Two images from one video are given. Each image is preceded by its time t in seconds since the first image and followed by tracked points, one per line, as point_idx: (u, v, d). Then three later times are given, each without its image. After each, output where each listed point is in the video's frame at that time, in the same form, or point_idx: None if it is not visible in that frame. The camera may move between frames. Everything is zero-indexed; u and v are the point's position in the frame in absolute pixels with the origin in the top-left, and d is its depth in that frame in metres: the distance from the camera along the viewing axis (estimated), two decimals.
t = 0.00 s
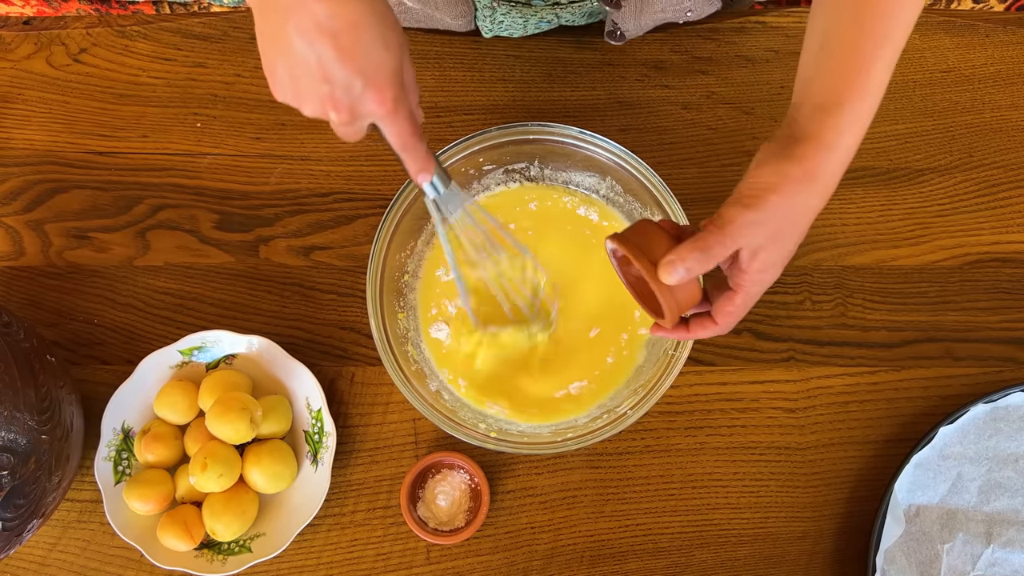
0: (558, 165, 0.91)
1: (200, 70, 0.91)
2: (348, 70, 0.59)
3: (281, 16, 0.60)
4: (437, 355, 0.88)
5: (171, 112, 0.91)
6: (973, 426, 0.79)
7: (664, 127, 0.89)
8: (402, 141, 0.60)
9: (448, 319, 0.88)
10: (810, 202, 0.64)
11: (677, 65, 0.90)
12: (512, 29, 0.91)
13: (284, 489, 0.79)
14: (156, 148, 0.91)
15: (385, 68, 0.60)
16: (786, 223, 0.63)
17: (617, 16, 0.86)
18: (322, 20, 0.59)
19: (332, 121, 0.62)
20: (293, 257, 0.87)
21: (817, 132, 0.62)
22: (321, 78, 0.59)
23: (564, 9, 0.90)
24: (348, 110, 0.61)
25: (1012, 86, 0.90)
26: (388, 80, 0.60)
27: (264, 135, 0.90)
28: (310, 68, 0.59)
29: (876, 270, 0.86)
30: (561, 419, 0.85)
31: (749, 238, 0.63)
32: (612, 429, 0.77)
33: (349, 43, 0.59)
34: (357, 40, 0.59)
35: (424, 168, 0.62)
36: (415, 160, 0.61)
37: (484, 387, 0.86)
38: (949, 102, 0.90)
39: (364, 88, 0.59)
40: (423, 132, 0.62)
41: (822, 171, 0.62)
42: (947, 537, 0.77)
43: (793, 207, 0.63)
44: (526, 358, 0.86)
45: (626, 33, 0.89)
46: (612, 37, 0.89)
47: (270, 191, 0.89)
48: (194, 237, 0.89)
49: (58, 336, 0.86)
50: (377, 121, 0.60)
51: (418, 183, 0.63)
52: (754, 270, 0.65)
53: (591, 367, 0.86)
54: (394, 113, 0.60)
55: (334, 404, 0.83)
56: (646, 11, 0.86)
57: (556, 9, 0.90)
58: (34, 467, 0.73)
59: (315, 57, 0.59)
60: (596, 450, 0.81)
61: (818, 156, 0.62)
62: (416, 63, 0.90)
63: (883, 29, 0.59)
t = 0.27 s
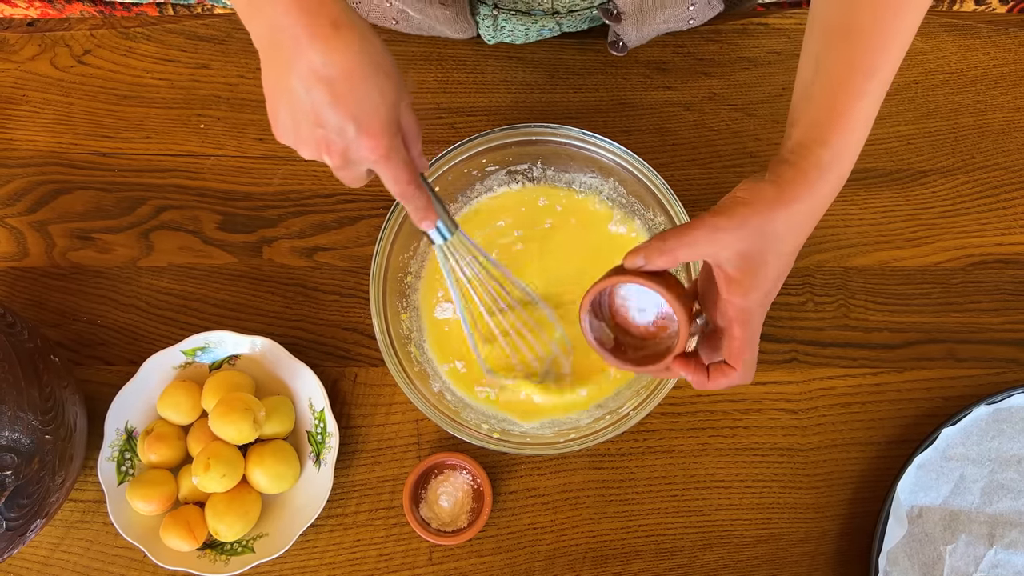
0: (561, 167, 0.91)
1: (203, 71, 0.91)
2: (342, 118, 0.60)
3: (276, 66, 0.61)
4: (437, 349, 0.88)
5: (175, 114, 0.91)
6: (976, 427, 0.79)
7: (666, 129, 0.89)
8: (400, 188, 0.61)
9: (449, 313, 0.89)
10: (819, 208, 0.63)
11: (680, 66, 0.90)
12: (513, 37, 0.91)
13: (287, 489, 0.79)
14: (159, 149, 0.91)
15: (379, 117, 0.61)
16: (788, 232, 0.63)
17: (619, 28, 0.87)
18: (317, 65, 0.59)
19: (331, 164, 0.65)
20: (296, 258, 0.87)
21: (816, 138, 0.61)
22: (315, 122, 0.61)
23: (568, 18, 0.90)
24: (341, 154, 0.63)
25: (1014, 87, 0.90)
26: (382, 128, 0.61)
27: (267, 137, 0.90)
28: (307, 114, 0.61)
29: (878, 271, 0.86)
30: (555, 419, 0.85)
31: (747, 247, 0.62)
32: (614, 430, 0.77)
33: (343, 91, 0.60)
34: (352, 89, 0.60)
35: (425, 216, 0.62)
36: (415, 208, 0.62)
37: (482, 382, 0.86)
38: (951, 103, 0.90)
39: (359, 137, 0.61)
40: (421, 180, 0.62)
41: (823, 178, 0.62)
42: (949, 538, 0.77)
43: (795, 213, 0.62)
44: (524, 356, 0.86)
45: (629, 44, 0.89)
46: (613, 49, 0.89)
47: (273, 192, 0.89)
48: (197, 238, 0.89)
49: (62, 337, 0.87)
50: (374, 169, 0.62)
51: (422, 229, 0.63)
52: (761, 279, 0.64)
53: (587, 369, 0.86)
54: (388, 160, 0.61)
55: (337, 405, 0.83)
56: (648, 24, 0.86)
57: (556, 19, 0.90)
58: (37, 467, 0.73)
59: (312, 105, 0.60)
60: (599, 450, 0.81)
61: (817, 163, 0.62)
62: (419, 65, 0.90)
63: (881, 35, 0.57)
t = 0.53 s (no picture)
0: (563, 167, 0.92)
1: (205, 72, 0.91)
2: (347, 105, 0.60)
3: (274, 63, 0.61)
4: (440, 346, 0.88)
5: (177, 114, 0.91)
6: (977, 428, 0.79)
7: (668, 129, 0.89)
8: (418, 159, 0.62)
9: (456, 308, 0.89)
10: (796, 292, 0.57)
11: (681, 67, 0.90)
12: (512, 44, 0.90)
13: (288, 489, 0.79)
14: (162, 149, 0.91)
15: (383, 96, 0.60)
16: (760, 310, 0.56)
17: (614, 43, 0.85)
18: (314, 59, 0.59)
19: (345, 151, 0.65)
20: (297, 258, 0.87)
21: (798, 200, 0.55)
22: (323, 115, 0.61)
23: (561, 29, 0.89)
24: (352, 142, 0.63)
25: (1016, 88, 0.90)
26: (387, 110, 0.60)
27: (269, 137, 0.91)
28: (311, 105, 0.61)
29: (879, 272, 0.86)
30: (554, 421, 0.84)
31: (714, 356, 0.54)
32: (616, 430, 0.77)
33: (344, 80, 0.59)
34: (351, 74, 0.59)
35: (452, 172, 0.64)
36: (439, 168, 0.64)
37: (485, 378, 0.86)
38: (953, 104, 0.90)
39: (367, 121, 0.60)
40: (437, 144, 0.63)
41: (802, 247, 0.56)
42: (951, 539, 0.77)
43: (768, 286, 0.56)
44: (526, 355, 0.86)
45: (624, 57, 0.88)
46: (611, 66, 0.88)
47: (275, 192, 0.89)
48: (200, 238, 0.89)
49: (64, 337, 0.87)
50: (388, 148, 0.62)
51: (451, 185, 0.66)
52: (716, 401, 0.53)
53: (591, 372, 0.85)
54: (399, 138, 0.61)
55: (339, 405, 0.83)
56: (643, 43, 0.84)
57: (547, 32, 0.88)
58: (39, 466, 0.73)
59: (316, 96, 0.60)
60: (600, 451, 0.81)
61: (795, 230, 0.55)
62: (421, 66, 0.91)
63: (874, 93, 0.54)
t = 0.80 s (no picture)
0: (565, 168, 0.91)
1: (208, 72, 0.92)
2: (332, 109, 0.63)
3: (265, 66, 0.65)
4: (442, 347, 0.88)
5: (179, 114, 0.91)
6: (980, 430, 0.79)
7: (670, 130, 0.89)
8: (403, 167, 0.65)
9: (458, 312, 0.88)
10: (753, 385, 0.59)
11: (683, 68, 0.90)
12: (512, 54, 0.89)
13: (289, 489, 0.79)
14: (164, 150, 0.91)
15: (367, 103, 0.64)
16: (712, 407, 0.59)
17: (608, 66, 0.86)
18: (301, 64, 0.63)
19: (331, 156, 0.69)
20: (299, 259, 0.87)
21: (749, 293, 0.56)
22: (308, 117, 0.65)
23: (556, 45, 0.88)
24: (336, 146, 0.67)
25: (1019, 89, 0.90)
26: (370, 115, 0.64)
27: (271, 138, 0.91)
28: (299, 110, 0.65)
29: (881, 273, 0.86)
30: (556, 423, 0.84)
31: (669, 474, 0.62)
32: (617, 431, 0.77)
33: (328, 83, 0.63)
34: (336, 80, 0.63)
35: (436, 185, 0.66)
36: (424, 179, 0.66)
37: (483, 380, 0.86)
38: (955, 105, 0.90)
39: (351, 125, 0.64)
40: (422, 152, 0.65)
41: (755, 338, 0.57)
42: (954, 541, 0.77)
43: (724, 379, 0.58)
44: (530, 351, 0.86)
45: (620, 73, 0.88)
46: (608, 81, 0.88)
47: (277, 192, 0.89)
48: (201, 238, 0.89)
49: (66, 337, 0.87)
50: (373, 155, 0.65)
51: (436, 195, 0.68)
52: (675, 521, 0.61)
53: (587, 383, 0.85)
54: (382, 145, 0.64)
55: (340, 405, 0.83)
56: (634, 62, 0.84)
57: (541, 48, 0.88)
58: (41, 466, 0.73)
59: (303, 100, 0.64)
60: (602, 452, 0.81)
61: (748, 327, 0.56)
62: (423, 67, 0.91)
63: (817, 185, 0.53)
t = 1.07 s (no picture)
0: (566, 167, 0.92)
1: (210, 72, 0.92)
2: (334, 119, 0.64)
3: (263, 73, 0.64)
4: (445, 347, 0.88)
5: (181, 114, 0.92)
6: (982, 429, 0.79)
7: (672, 129, 0.89)
8: (409, 169, 0.66)
9: (460, 312, 0.89)
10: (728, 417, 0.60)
11: (686, 67, 0.90)
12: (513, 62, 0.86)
13: (292, 488, 0.79)
14: (166, 150, 0.91)
15: (369, 111, 0.64)
16: (683, 432, 0.60)
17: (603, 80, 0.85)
18: (300, 75, 0.62)
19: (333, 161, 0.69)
20: (301, 258, 0.88)
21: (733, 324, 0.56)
22: (310, 127, 0.65)
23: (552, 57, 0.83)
24: (339, 154, 0.67)
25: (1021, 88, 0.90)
26: (371, 123, 0.64)
27: (273, 137, 0.91)
28: (299, 118, 0.65)
29: (883, 272, 0.86)
30: (558, 422, 0.84)
31: (625, 478, 0.65)
32: (619, 429, 0.77)
33: (329, 94, 0.62)
34: (334, 89, 0.62)
35: (444, 180, 0.68)
36: (432, 177, 0.68)
37: (484, 379, 0.86)
38: (957, 105, 0.90)
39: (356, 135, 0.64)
40: (426, 153, 0.67)
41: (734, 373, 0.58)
42: (956, 540, 0.77)
43: (701, 409, 0.59)
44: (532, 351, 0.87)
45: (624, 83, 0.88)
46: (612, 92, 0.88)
47: (279, 192, 0.89)
48: (204, 237, 0.89)
49: (69, 336, 0.87)
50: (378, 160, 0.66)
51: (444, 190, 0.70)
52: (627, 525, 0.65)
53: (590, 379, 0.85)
54: (387, 151, 0.65)
55: (342, 404, 0.83)
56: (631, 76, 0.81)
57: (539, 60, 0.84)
58: (44, 464, 0.74)
59: (303, 109, 0.64)
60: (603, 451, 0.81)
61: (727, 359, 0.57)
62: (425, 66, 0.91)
63: (809, 225, 0.53)
